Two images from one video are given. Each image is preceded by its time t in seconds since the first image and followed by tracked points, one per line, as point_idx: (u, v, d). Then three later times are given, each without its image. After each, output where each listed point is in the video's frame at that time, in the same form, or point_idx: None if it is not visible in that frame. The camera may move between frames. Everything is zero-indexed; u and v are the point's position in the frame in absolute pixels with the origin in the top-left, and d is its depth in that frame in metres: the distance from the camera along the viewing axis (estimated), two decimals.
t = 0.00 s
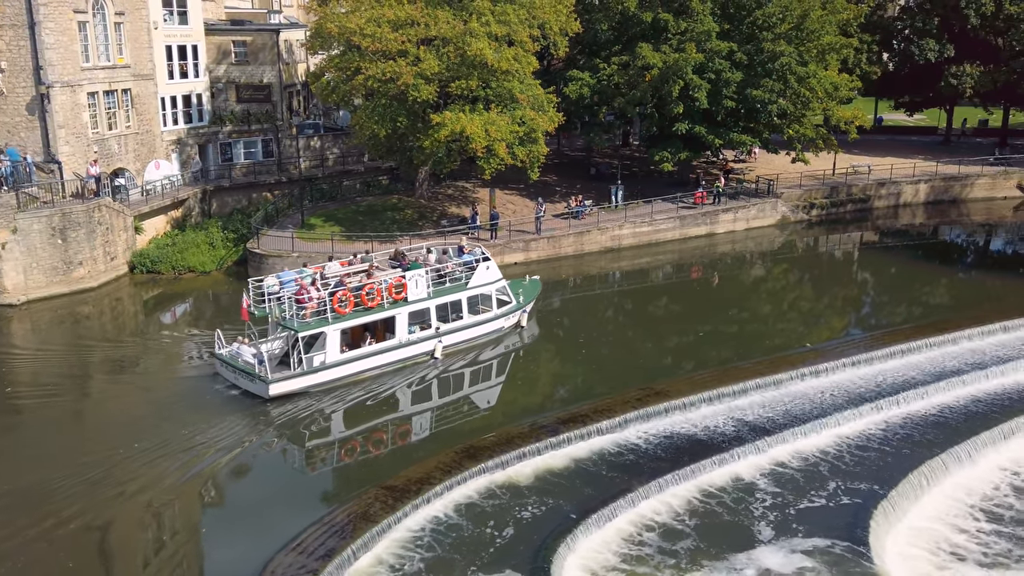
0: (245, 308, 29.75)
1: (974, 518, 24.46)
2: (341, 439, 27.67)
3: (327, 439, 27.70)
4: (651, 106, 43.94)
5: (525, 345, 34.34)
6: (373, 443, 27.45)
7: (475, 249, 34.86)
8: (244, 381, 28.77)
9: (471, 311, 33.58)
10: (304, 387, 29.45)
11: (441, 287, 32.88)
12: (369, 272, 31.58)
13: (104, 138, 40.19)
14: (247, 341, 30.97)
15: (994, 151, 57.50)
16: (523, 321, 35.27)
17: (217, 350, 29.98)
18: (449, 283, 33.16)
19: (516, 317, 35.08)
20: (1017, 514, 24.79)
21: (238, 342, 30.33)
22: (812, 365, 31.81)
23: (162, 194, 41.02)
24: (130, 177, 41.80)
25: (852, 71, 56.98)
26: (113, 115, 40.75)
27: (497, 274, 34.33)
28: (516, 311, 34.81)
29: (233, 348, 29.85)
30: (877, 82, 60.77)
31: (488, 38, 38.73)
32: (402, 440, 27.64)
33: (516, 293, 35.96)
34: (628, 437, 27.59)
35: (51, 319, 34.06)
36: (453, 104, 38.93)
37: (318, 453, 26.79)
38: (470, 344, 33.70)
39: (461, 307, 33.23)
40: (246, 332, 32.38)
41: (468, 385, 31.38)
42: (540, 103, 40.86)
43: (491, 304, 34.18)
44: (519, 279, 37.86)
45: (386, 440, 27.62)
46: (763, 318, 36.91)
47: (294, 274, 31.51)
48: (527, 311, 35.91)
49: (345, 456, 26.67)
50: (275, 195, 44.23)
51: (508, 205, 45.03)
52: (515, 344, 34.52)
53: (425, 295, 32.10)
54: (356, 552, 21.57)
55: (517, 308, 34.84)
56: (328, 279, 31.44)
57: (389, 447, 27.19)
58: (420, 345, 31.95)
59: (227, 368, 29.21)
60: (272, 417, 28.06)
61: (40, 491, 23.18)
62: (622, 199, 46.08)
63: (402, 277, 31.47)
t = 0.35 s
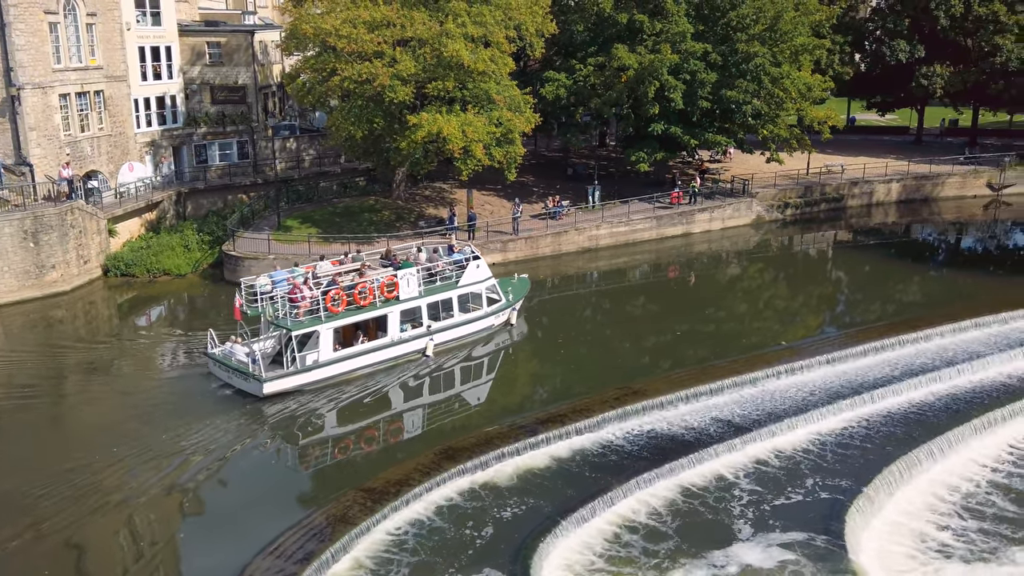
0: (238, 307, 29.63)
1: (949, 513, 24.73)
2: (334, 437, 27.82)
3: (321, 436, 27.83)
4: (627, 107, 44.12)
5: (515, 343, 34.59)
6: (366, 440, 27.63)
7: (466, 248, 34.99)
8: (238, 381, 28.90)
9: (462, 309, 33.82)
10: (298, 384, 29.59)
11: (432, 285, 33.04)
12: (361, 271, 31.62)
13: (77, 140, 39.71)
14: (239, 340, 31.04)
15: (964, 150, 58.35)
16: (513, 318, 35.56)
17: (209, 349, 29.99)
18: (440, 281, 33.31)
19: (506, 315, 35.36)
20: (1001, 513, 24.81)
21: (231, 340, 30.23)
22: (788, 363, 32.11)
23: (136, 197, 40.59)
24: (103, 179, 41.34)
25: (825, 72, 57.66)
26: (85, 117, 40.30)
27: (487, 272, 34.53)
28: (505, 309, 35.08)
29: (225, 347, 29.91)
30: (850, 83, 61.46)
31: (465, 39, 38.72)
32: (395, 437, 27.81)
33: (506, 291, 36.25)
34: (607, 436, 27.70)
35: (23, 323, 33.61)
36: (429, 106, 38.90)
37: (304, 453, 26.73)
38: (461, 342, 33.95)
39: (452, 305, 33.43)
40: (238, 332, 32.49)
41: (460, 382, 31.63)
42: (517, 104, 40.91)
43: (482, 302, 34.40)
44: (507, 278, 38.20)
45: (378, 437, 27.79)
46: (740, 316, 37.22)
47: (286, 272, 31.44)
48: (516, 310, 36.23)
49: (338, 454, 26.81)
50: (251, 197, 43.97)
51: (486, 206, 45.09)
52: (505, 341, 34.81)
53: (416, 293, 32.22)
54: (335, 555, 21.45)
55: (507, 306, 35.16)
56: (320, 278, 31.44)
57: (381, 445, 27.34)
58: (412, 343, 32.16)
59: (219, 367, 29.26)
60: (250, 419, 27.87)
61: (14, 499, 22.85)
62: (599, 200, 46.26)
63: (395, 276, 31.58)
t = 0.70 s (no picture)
0: (231, 306, 29.94)
1: (924, 507, 24.99)
2: (327, 435, 28.04)
3: (313, 434, 28.06)
4: (604, 108, 44.27)
5: (505, 340, 34.91)
6: (359, 438, 27.85)
7: (454, 246, 35.46)
8: (231, 379, 29.14)
9: (452, 307, 34.17)
10: (291, 382, 29.84)
11: (422, 283, 33.45)
12: (353, 270, 32.02)
13: (49, 142, 39.20)
14: (231, 339, 31.29)
15: (935, 149, 59.20)
16: (502, 316, 35.93)
17: (202, 349, 30.27)
18: (430, 280, 33.72)
19: (496, 312, 35.72)
20: (983, 509, 24.88)
21: (223, 340, 30.49)
22: (763, 361, 32.41)
23: (109, 199, 40.15)
24: (76, 181, 40.83)
25: (798, 73, 58.34)
26: (57, 119, 39.81)
27: (477, 271, 34.90)
28: (495, 306, 35.40)
29: (218, 346, 30.16)
30: (822, 83, 62.16)
31: (441, 39, 38.73)
32: (387, 434, 28.07)
33: (495, 289, 36.56)
34: (586, 435, 27.79)
35: None
36: (406, 106, 38.91)
37: (294, 453, 26.85)
38: (451, 340, 34.20)
39: (442, 303, 33.77)
40: (229, 331, 32.62)
41: (450, 380, 31.96)
42: (494, 105, 40.97)
43: (472, 300, 34.75)
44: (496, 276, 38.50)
45: (370, 435, 28.03)
46: (716, 315, 37.54)
47: (277, 272, 31.80)
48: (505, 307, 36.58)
49: (331, 451, 27.00)
50: (227, 199, 43.73)
51: (464, 206, 45.15)
52: (495, 339, 35.17)
53: (407, 292, 32.62)
54: (314, 558, 21.35)
55: (496, 304, 35.51)
56: (312, 278, 31.82)
57: (373, 442, 27.59)
58: (403, 341, 32.51)
59: (213, 366, 29.51)
60: (227, 420, 27.68)
61: None
62: (576, 200, 46.46)
63: (385, 274, 32.02)
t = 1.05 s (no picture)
0: (223, 305, 30.00)
1: (900, 502, 25.25)
2: (320, 432, 28.15)
3: (307, 432, 28.12)
4: (580, 108, 44.36)
5: (494, 338, 35.33)
6: (351, 435, 27.98)
7: (443, 245, 35.72)
8: (224, 377, 29.22)
9: (442, 305, 34.49)
10: (285, 380, 30.00)
11: (412, 282, 33.71)
12: (345, 269, 32.19)
13: (20, 144, 38.53)
14: (223, 337, 31.39)
15: (907, 148, 59.98)
16: (491, 314, 36.30)
17: (193, 347, 30.29)
18: (420, 278, 33.99)
19: (485, 310, 36.08)
20: (960, 503, 25.16)
21: (215, 338, 30.59)
22: (740, 359, 32.64)
23: (83, 201, 39.62)
24: (48, 183, 40.28)
25: (772, 73, 58.91)
26: (28, 120, 39.20)
27: (466, 269, 35.26)
28: (484, 305, 35.83)
29: (210, 345, 30.24)
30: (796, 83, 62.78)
31: (418, 40, 38.67)
32: (379, 432, 28.23)
33: (483, 286, 36.92)
34: (565, 435, 27.85)
35: None
36: (383, 107, 38.85)
37: (284, 451, 26.88)
38: (441, 337, 34.59)
39: (432, 301, 34.09)
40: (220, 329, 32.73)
41: (440, 377, 32.16)
42: (471, 105, 40.98)
43: (461, 298, 35.09)
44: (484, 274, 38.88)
45: (363, 433, 28.17)
46: (694, 314, 37.79)
47: (268, 272, 31.90)
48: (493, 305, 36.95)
49: (324, 449, 27.10)
50: (202, 201, 43.41)
51: (442, 207, 45.11)
52: (484, 336, 35.50)
53: (398, 290, 32.86)
54: (293, 560, 21.22)
55: (485, 302, 35.88)
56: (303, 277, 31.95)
57: (365, 440, 27.72)
58: (394, 338, 32.77)
59: (205, 365, 29.60)
60: (205, 422, 27.42)
61: None
62: (554, 200, 46.59)
63: (377, 273, 32.19)
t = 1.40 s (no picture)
0: (215, 304, 30.20)
1: (875, 497, 25.49)
2: (312, 430, 28.34)
3: (299, 430, 28.31)
4: (557, 108, 44.45)
5: (483, 335, 35.73)
6: (343, 432, 28.17)
7: (432, 244, 36.19)
8: (217, 375, 29.44)
9: (431, 303, 34.90)
10: (277, 378, 30.27)
11: (402, 280, 34.08)
12: (335, 267, 32.50)
13: None
14: (214, 336, 31.60)
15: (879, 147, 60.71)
16: (480, 311, 36.75)
17: (185, 346, 30.47)
18: (409, 276, 34.38)
19: (473, 308, 36.51)
20: (937, 497, 25.43)
21: (206, 337, 30.80)
22: (716, 357, 32.86)
23: (55, 203, 39.09)
24: (20, 185, 39.62)
25: (747, 73, 59.42)
26: None
27: (454, 267, 35.71)
28: (473, 302, 36.29)
29: (202, 344, 30.44)
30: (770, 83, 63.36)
31: (394, 40, 38.59)
32: (371, 429, 28.45)
33: (472, 284, 37.36)
34: (543, 434, 27.88)
35: None
36: (359, 107, 38.75)
37: (274, 449, 27.00)
38: (431, 334, 35.04)
39: (421, 299, 34.51)
40: (211, 328, 32.97)
41: (429, 374, 32.44)
42: (448, 106, 40.97)
43: (450, 296, 35.53)
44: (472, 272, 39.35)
45: (354, 430, 28.36)
46: (671, 312, 38.02)
47: (259, 271, 32.13)
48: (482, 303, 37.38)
49: (315, 446, 27.30)
50: (177, 202, 43.08)
51: (419, 208, 45.01)
52: (473, 334, 35.92)
53: (388, 288, 33.23)
54: (272, 564, 21.09)
55: (473, 300, 36.31)
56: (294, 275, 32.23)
57: (357, 437, 27.91)
58: (385, 336, 33.16)
59: (197, 363, 29.80)
60: (183, 424, 27.23)
61: None
62: (531, 200, 46.71)
63: (367, 271, 32.50)
